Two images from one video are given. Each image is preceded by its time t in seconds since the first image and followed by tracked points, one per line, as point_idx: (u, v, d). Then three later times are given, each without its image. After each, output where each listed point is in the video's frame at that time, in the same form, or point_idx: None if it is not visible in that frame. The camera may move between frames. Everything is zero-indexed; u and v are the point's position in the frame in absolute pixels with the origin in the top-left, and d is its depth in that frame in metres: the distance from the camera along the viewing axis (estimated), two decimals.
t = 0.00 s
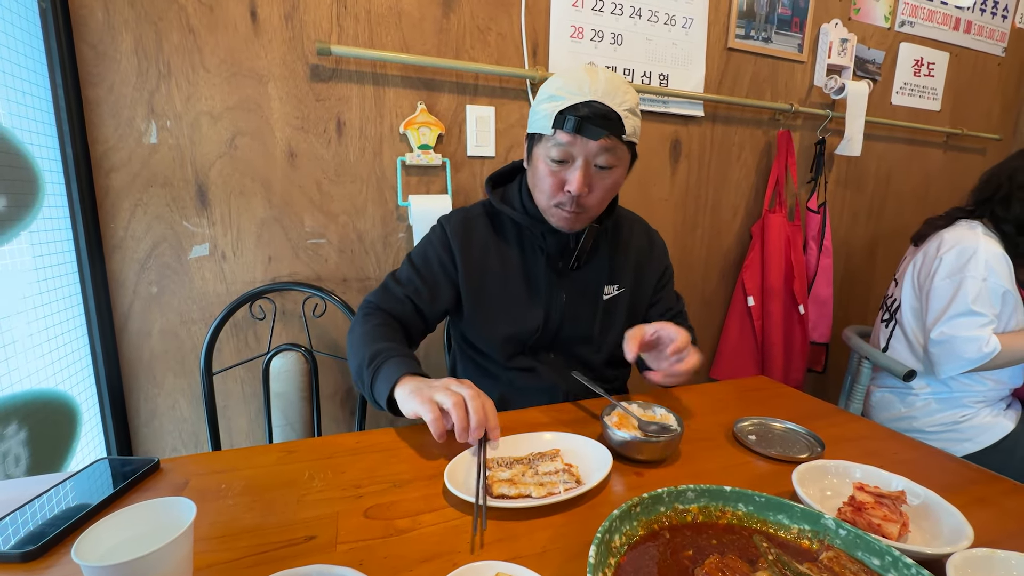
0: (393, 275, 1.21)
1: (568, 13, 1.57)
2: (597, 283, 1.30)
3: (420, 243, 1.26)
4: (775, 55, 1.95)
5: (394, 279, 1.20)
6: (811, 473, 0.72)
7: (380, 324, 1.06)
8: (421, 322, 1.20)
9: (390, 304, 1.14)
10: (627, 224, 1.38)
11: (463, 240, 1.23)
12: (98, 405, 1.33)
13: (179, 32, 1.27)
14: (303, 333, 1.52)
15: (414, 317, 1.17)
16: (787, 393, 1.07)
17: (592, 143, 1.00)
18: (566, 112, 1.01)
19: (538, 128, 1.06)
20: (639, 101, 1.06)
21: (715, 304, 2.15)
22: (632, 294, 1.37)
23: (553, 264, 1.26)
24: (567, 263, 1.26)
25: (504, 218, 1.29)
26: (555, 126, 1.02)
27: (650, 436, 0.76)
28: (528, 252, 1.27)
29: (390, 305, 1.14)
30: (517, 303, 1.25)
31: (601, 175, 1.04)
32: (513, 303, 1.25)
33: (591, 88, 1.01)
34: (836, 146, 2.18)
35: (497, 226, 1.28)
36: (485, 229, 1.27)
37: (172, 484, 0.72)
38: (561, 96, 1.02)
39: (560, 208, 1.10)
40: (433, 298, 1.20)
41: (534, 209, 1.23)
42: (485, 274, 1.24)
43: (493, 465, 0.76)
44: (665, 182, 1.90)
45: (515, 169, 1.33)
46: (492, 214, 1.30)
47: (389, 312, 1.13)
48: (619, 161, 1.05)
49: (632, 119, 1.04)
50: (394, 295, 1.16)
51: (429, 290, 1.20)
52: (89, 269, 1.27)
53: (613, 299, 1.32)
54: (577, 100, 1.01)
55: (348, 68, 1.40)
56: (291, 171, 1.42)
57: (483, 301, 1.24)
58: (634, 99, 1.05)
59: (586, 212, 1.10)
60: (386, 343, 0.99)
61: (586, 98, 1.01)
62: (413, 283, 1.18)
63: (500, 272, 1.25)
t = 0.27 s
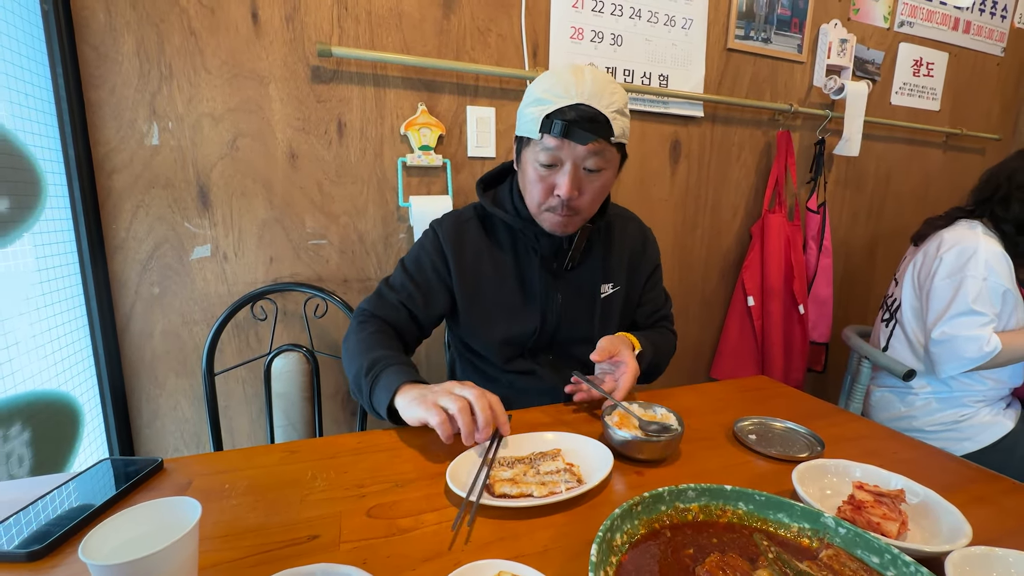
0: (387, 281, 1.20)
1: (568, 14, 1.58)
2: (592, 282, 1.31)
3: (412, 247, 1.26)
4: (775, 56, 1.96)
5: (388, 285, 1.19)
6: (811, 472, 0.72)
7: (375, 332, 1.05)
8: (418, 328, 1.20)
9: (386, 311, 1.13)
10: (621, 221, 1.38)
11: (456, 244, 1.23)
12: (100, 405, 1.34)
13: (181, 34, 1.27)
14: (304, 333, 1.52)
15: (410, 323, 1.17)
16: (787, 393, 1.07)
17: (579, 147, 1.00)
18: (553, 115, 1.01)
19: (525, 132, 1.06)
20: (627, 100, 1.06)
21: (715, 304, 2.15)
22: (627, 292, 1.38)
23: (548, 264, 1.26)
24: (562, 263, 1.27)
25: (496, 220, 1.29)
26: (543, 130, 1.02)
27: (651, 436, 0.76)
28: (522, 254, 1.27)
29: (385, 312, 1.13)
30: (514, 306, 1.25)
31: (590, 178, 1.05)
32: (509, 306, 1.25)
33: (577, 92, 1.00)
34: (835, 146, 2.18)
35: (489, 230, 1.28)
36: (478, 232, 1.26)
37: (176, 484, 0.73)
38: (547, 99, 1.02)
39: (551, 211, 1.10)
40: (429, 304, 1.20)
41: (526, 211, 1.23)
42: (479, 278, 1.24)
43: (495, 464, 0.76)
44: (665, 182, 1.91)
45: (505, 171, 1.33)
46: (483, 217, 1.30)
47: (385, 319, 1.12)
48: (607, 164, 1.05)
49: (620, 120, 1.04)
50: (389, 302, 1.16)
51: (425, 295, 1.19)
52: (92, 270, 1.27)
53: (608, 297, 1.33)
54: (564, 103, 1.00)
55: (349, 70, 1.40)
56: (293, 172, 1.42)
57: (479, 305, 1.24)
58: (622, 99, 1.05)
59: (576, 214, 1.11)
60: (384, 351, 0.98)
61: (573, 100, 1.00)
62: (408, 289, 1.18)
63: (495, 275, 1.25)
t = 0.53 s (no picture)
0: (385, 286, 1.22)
1: (570, 17, 1.59)
2: (589, 281, 1.31)
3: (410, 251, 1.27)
4: (776, 57, 1.97)
5: (388, 289, 1.20)
6: (813, 469, 0.73)
7: (377, 337, 1.06)
8: (417, 331, 1.21)
9: (386, 316, 1.15)
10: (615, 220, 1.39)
11: (453, 247, 1.24)
12: (109, 405, 1.35)
13: (188, 38, 1.28)
14: (309, 334, 1.53)
15: (410, 327, 1.18)
16: (789, 392, 1.08)
17: (569, 152, 1.00)
18: (541, 121, 1.01)
19: (516, 139, 1.07)
20: (615, 103, 1.06)
21: (717, 304, 2.16)
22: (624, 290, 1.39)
23: (543, 265, 1.27)
24: (557, 263, 1.28)
25: (492, 223, 1.29)
26: (532, 136, 1.02)
27: (656, 435, 0.77)
28: (518, 256, 1.28)
29: (386, 317, 1.14)
30: (512, 308, 1.27)
31: (581, 182, 1.05)
32: (507, 308, 1.27)
33: (565, 96, 1.01)
34: (836, 147, 2.19)
35: (485, 232, 1.29)
36: (474, 235, 1.28)
37: (188, 482, 0.74)
38: (536, 105, 1.02)
39: (544, 216, 1.10)
40: (429, 308, 1.21)
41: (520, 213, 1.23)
42: (477, 281, 1.25)
43: (502, 462, 0.77)
44: (667, 183, 1.92)
45: (499, 174, 1.34)
46: (479, 220, 1.31)
47: (386, 324, 1.14)
48: (597, 167, 1.05)
49: (609, 124, 1.04)
50: (388, 306, 1.17)
51: (424, 299, 1.21)
52: (100, 272, 1.28)
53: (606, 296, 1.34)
54: (552, 109, 1.01)
55: (354, 73, 1.42)
56: (298, 174, 1.43)
57: (477, 308, 1.25)
58: (611, 102, 1.05)
59: (570, 218, 1.11)
60: (392, 358, 0.99)
61: (561, 105, 1.01)
62: (407, 293, 1.19)
63: (492, 278, 1.26)
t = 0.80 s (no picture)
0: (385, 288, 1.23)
1: (571, 19, 1.60)
2: (588, 281, 1.32)
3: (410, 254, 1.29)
4: (776, 57, 1.98)
5: (387, 291, 1.22)
6: (815, 465, 0.74)
7: (376, 335, 1.08)
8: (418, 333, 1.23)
9: (387, 317, 1.16)
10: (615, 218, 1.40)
11: (452, 249, 1.26)
12: (115, 405, 1.36)
13: (193, 41, 1.30)
14: (314, 334, 1.55)
15: (410, 327, 1.20)
16: (791, 390, 1.09)
17: (562, 155, 0.99)
18: (533, 125, 0.99)
19: (509, 142, 1.06)
20: (609, 102, 1.04)
21: (718, 304, 2.17)
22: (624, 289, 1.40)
23: (542, 265, 1.27)
24: (556, 263, 1.28)
25: (490, 224, 1.30)
26: (524, 140, 1.01)
27: (659, 433, 0.78)
28: (517, 256, 1.29)
29: (386, 318, 1.16)
30: (510, 309, 1.28)
31: (576, 185, 1.04)
32: (506, 308, 1.28)
33: (558, 99, 0.99)
34: (836, 147, 2.20)
35: (483, 233, 1.30)
36: (472, 237, 1.29)
37: (199, 479, 0.75)
38: (527, 108, 1.01)
39: (539, 219, 1.09)
40: (428, 308, 1.23)
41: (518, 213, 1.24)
42: (476, 282, 1.26)
43: (507, 459, 0.78)
44: (668, 184, 1.93)
45: (497, 175, 1.35)
46: (477, 221, 1.31)
47: (386, 325, 1.15)
48: (592, 169, 1.03)
49: (603, 125, 1.02)
50: (389, 308, 1.19)
51: (424, 300, 1.22)
52: (107, 273, 1.30)
53: (605, 295, 1.35)
54: (545, 112, 0.99)
55: (357, 75, 1.43)
56: (302, 175, 1.45)
57: (476, 308, 1.26)
58: (604, 102, 1.03)
59: (566, 221, 1.10)
60: (385, 347, 1.02)
61: (553, 108, 0.99)
62: (406, 294, 1.21)
63: (491, 279, 1.28)
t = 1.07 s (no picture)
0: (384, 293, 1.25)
1: (571, 21, 1.62)
2: (587, 281, 1.32)
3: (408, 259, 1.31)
4: (775, 58, 1.99)
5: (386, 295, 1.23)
6: (814, 463, 0.75)
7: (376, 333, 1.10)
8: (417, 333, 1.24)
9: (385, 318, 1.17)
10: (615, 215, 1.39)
11: (449, 251, 1.27)
12: (120, 406, 1.37)
13: (197, 45, 1.31)
14: (316, 335, 1.56)
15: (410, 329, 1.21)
16: (790, 390, 1.10)
17: (559, 161, 0.98)
18: (530, 130, 0.99)
19: (506, 147, 1.05)
20: (606, 108, 1.04)
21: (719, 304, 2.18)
22: (627, 286, 1.38)
23: (541, 267, 1.28)
24: (554, 264, 1.28)
25: (488, 227, 1.31)
26: (521, 145, 1.00)
27: (659, 433, 0.79)
28: (516, 257, 1.30)
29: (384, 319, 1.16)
30: (510, 309, 1.29)
31: (573, 189, 1.04)
32: (506, 309, 1.29)
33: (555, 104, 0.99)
34: (836, 147, 2.21)
35: (481, 235, 1.32)
36: (470, 240, 1.30)
37: (205, 479, 0.76)
38: (524, 113, 1.00)
39: (537, 223, 1.09)
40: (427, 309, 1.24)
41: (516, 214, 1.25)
42: (474, 284, 1.28)
43: (509, 458, 0.79)
44: (668, 185, 1.94)
45: (495, 177, 1.36)
46: (475, 225, 1.33)
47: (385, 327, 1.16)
48: (589, 173, 1.03)
49: (601, 129, 1.02)
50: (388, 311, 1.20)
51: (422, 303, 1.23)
52: (111, 275, 1.31)
53: (606, 294, 1.34)
54: (542, 118, 0.99)
55: (359, 78, 1.44)
56: (304, 178, 1.46)
57: (475, 309, 1.28)
58: (601, 107, 1.03)
59: (563, 224, 1.10)
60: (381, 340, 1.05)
61: (549, 114, 0.99)
62: (404, 297, 1.22)
63: (489, 280, 1.29)
